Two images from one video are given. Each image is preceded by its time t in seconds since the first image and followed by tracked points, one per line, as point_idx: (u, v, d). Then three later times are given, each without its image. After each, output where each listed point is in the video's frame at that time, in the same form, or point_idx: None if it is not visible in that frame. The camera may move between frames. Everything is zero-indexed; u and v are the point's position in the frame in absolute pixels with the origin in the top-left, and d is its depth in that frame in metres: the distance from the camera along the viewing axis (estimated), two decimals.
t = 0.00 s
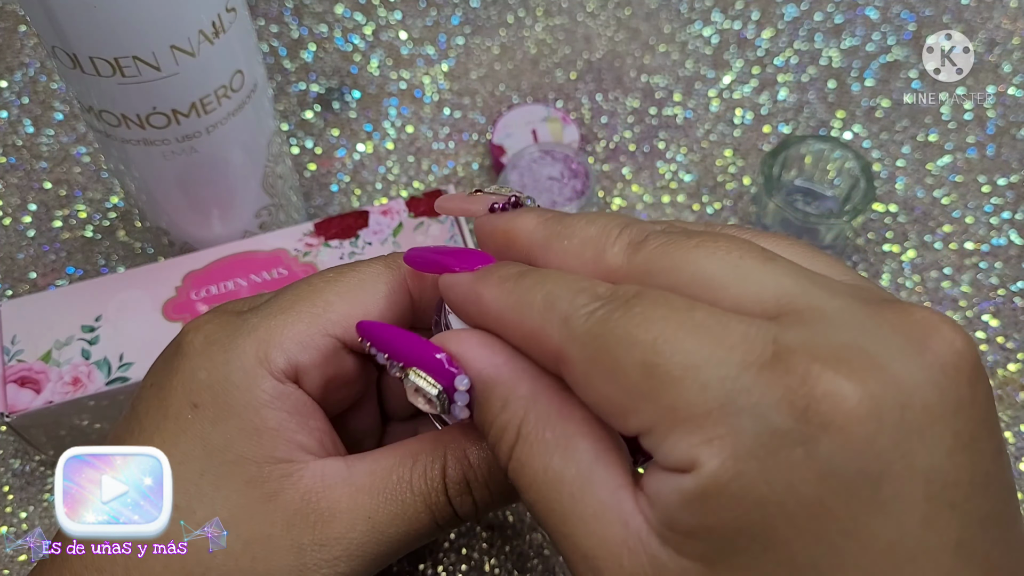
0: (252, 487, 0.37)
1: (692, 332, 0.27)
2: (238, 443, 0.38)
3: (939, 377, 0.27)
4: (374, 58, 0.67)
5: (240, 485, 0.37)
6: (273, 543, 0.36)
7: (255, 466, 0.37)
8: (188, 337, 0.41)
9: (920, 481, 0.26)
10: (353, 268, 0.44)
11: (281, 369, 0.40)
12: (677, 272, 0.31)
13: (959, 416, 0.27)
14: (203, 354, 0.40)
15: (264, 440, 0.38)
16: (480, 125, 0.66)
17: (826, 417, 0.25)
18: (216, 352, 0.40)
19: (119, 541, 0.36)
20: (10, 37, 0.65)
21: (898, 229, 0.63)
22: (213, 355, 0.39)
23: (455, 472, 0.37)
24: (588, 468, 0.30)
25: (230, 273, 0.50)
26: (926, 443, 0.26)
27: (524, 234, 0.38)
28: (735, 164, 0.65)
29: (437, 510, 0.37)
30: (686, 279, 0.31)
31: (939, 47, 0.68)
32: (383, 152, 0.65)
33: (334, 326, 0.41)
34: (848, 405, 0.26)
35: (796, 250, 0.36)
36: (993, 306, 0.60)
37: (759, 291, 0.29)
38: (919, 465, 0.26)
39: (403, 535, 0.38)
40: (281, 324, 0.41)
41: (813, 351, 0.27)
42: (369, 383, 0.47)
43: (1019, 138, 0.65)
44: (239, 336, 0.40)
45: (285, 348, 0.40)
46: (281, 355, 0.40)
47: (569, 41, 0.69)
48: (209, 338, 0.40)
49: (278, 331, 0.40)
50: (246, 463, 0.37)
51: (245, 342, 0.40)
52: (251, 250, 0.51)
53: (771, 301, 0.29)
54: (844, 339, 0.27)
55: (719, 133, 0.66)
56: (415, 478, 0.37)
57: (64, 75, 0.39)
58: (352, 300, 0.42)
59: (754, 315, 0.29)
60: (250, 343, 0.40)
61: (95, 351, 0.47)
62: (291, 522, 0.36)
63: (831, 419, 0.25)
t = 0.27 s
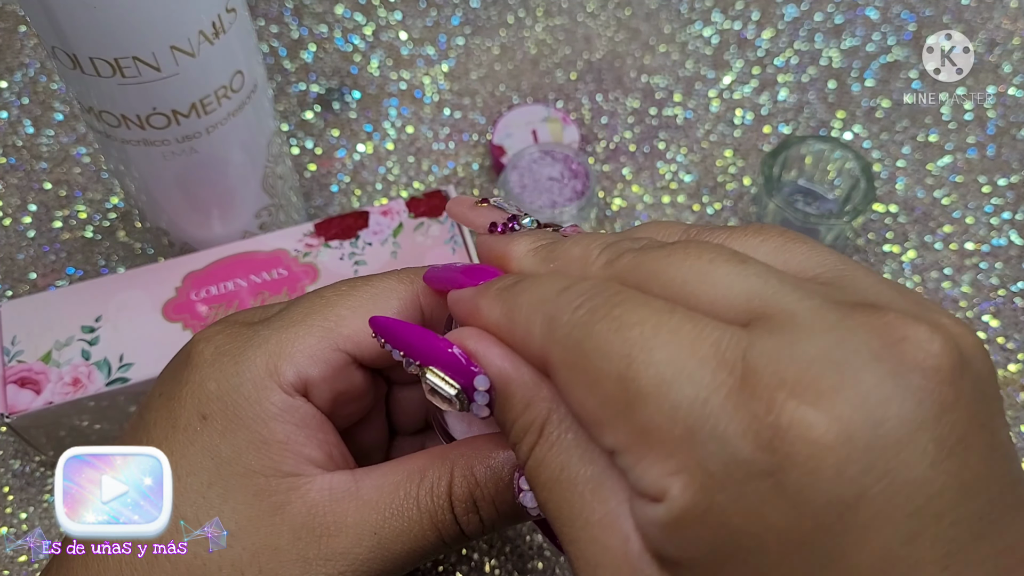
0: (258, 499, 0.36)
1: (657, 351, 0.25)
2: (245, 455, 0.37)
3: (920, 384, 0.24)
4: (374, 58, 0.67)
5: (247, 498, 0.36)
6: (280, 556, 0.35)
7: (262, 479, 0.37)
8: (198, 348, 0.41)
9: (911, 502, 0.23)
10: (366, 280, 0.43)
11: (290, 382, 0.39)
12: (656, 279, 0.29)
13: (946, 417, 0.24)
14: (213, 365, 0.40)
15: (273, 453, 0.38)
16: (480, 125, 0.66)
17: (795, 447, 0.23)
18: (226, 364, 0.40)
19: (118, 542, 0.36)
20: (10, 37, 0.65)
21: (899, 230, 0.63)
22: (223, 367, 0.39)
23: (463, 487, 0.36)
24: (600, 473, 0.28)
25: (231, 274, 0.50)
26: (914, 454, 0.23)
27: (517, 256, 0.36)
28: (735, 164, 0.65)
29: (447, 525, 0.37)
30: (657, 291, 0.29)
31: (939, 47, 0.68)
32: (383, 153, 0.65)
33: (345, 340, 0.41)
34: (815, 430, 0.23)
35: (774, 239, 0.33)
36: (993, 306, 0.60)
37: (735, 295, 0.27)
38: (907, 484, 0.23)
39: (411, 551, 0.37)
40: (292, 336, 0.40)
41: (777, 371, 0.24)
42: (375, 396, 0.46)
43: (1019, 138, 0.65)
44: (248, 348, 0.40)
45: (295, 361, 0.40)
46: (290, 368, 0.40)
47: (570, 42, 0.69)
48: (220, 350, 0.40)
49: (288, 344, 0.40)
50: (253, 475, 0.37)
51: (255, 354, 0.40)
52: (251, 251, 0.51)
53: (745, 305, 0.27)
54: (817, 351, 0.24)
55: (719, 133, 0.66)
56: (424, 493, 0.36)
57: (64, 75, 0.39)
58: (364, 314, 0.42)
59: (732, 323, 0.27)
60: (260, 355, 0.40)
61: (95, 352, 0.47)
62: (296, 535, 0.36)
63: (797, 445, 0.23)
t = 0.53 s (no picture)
0: (264, 505, 0.36)
1: (695, 361, 0.25)
2: (249, 460, 0.37)
3: (952, 414, 0.24)
4: (373, 58, 0.67)
5: (252, 503, 0.36)
6: (286, 562, 0.35)
7: (266, 485, 0.37)
8: (197, 352, 0.41)
9: (934, 526, 0.24)
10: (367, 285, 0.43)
11: (292, 388, 0.39)
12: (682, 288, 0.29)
13: (974, 446, 0.24)
14: (215, 370, 0.39)
15: (276, 459, 0.37)
16: (480, 125, 0.66)
17: (833, 472, 0.24)
18: (228, 369, 0.39)
19: (118, 542, 0.36)
20: (9, 37, 0.65)
21: (899, 230, 0.63)
22: (223, 372, 0.39)
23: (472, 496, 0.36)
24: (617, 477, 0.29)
25: (231, 273, 0.50)
26: (936, 496, 0.24)
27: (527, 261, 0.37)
28: (735, 164, 0.65)
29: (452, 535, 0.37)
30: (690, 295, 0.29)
31: (939, 47, 0.68)
32: (383, 152, 0.65)
33: (345, 346, 0.41)
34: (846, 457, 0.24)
35: (785, 259, 0.33)
36: (993, 306, 0.60)
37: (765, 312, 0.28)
38: (930, 511, 0.24)
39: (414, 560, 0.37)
40: (293, 342, 0.40)
41: (816, 393, 0.24)
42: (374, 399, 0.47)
43: (1019, 138, 0.65)
44: (250, 353, 0.40)
45: (296, 367, 0.40)
46: (292, 373, 0.40)
47: (569, 42, 0.69)
48: (220, 355, 0.40)
49: (289, 350, 0.40)
50: (258, 480, 0.37)
51: (257, 359, 0.39)
52: (251, 251, 0.51)
53: (775, 323, 0.27)
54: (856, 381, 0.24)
55: (719, 133, 0.66)
56: (431, 501, 0.37)
57: (63, 75, 0.39)
58: (364, 320, 0.42)
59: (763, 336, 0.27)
60: (262, 360, 0.40)
61: (95, 352, 0.47)
62: (302, 542, 0.36)
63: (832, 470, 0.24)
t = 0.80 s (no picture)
0: (249, 497, 0.36)
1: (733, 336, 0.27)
2: (231, 452, 0.37)
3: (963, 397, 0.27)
4: (373, 58, 0.67)
5: (237, 495, 0.36)
6: (274, 553, 0.35)
7: (250, 477, 0.37)
8: (172, 347, 0.40)
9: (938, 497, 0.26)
10: (340, 273, 0.44)
11: (267, 376, 0.39)
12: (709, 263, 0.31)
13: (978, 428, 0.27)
14: (190, 364, 0.39)
15: (258, 449, 0.37)
16: (480, 125, 0.66)
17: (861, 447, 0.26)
18: (203, 362, 0.39)
19: (118, 541, 0.36)
20: (10, 37, 0.65)
21: (899, 229, 0.63)
22: (199, 365, 0.39)
23: (458, 478, 0.36)
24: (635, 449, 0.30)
25: (231, 273, 0.51)
26: (957, 494, 0.27)
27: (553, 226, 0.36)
28: (735, 164, 0.65)
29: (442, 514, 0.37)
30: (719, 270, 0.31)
31: (939, 47, 0.68)
32: (383, 152, 0.65)
33: (320, 334, 0.41)
34: (884, 453, 0.26)
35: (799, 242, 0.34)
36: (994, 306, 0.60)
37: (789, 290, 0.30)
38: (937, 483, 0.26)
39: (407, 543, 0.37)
40: (265, 330, 0.40)
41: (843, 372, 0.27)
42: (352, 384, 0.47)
43: (1019, 138, 0.65)
44: (223, 344, 0.40)
45: (271, 356, 0.40)
46: (267, 361, 0.39)
47: (569, 42, 0.69)
48: (194, 348, 0.40)
49: (264, 337, 0.40)
50: (241, 471, 0.37)
51: (231, 350, 0.39)
52: (251, 251, 0.51)
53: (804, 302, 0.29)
54: (905, 383, 0.26)
55: (719, 133, 0.66)
56: (419, 485, 0.37)
57: (63, 75, 0.39)
58: (337, 308, 0.42)
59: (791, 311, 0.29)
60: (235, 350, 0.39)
61: (95, 351, 0.48)
62: (289, 534, 0.36)
63: (870, 462, 0.26)
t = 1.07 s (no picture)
0: (271, 513, 0.36)
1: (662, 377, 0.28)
2: (251, 469, 0.37)
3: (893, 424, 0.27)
4: (373, 58, 0.67)
5: (258, 512, 0.36)
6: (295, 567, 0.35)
7: (270, 493, 0.36)
8: (169, 367, 0.39)
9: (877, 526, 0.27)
10: (321, 263, 0.43)
11: (275, 392, 0.39)
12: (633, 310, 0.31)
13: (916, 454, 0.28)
14: (193, 385, 0.38)
15: (277, 465, 0.37)
16: (480, 125, 0.66)
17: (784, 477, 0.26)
18: (209, 383, 0.38)
19: (118, 541, 0.36)
20: (10, 37, 0.65)
21: (898, 229, 0.63)
22: (206, 384, 0.38)
23: (475, 496, 0.38)
24: (602, 473, 0.30)
25: (230, 273, 0.51)
26: (902, 508, 0.27)
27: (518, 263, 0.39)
28: (735, 164, 0.65)
29: (458, 530, 0.38)
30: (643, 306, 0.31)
31: (939, 47, 0.68)
32: (383, 152, 0.65)
33: (309, 335, 0.41)
34: (811, 484, 0.26)
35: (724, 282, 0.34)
36: (993, 306, 0.60)
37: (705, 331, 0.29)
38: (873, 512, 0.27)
39: (424, 559, 0.37)
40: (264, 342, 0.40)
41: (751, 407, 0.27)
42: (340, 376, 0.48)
43: (1019, 138, 0.65)
44: (226, 362, 0.39)
45: (275, 370, 0.39)
46: (273, 375, 0.39)
47: (569, 42, 0.69)
48: (194, 367, 0.39)
49: (263, 349, 0.40)
50: (262, 489, 0.37)
51: (235, 366, 0.39)
52: (251, 251, 0.51)
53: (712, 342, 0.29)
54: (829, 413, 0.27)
55: (719, 133, 0.66)
56: (438, 502, 0.37)
57: (63, 75, 0.39)
58: (322, 304, 0.42)
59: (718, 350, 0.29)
60: (239, 366, 0.39)
61: (95, 352, 0.48)
62: (310, 550, 0.36)
63: (795, 490, 0.26)
